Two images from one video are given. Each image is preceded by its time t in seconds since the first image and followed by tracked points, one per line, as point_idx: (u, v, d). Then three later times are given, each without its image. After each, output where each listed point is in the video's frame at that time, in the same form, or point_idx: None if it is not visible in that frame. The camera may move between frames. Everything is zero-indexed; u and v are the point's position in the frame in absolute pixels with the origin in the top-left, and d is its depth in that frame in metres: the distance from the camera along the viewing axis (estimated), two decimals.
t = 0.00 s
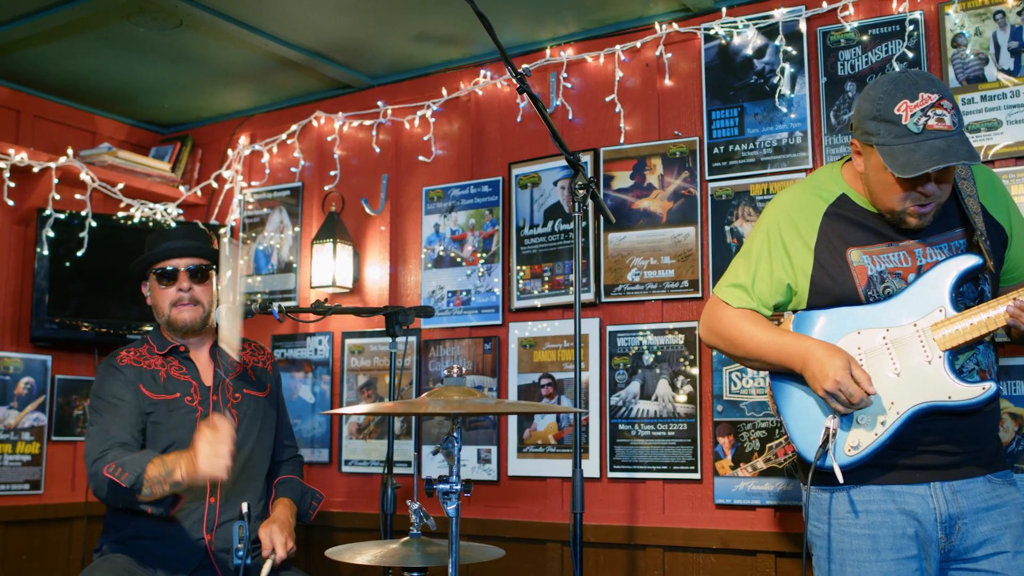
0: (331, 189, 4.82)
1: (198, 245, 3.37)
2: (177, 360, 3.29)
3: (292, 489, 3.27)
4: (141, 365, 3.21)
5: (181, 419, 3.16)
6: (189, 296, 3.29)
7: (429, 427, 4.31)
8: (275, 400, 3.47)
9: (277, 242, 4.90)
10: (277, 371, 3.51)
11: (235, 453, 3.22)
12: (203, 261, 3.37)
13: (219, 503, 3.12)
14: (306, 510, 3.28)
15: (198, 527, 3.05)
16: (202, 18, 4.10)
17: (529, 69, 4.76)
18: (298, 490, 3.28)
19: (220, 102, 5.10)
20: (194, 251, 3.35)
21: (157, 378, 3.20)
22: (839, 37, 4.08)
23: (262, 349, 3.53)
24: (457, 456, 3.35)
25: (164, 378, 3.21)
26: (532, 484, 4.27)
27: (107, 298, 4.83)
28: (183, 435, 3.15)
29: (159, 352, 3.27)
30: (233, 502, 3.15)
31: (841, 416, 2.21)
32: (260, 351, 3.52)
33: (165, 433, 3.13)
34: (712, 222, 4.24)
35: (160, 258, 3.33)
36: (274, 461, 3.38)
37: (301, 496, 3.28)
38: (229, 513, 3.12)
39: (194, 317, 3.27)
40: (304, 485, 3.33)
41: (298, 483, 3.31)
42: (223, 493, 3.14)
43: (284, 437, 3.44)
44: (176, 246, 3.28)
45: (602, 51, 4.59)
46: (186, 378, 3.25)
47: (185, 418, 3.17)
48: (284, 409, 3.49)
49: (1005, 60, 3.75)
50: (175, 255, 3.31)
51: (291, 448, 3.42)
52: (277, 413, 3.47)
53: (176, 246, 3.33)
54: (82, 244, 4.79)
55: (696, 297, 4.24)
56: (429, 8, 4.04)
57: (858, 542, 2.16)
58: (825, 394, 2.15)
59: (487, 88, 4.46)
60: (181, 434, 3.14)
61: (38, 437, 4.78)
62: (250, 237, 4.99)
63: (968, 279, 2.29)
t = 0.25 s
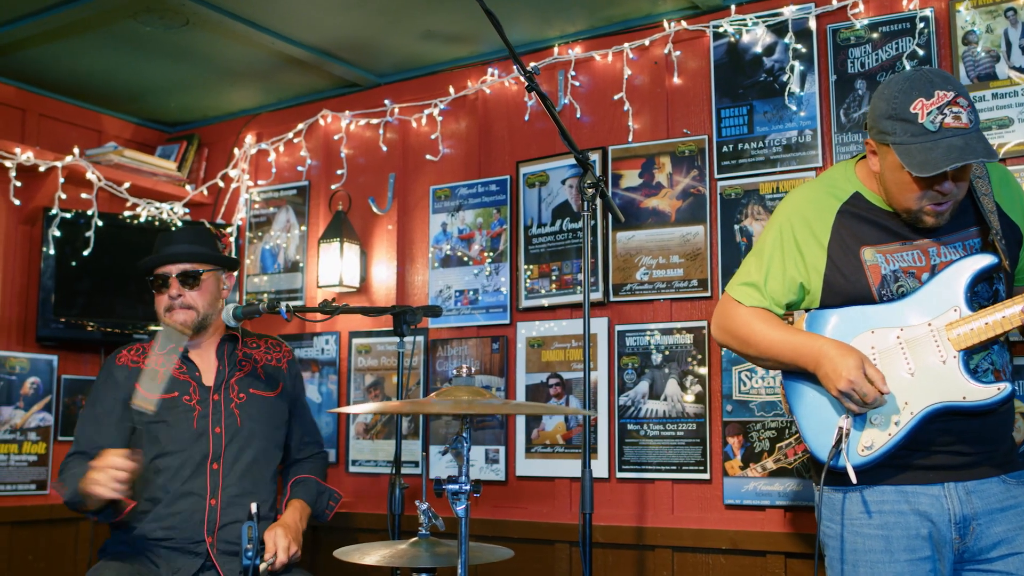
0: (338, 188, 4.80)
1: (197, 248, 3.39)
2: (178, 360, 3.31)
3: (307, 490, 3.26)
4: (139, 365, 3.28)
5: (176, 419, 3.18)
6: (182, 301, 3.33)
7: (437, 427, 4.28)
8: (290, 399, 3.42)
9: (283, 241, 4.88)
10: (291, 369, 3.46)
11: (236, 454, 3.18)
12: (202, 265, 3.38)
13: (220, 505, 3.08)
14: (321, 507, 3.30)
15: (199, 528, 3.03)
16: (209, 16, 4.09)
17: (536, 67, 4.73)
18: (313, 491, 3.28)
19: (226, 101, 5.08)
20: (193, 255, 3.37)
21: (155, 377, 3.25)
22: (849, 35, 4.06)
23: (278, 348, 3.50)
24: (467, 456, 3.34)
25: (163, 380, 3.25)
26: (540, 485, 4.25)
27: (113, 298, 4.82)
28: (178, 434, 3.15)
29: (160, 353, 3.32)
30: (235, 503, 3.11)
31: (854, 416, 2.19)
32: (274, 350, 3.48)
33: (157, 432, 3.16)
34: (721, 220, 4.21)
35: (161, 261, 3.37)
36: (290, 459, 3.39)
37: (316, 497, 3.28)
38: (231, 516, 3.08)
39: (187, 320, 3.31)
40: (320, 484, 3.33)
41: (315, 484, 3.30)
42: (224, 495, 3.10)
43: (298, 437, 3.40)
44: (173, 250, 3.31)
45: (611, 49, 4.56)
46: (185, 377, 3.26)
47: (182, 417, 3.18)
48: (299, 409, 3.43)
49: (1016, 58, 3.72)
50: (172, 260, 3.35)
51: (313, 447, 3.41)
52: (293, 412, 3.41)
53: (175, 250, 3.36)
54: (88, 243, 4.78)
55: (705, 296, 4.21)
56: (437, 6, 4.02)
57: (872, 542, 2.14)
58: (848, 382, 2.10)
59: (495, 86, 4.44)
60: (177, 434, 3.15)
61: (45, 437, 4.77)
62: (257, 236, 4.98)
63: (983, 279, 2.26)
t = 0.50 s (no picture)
0: (345, 186, 4.77)
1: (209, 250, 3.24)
2: (174, 357, 3.24)
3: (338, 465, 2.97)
4: (134, 368, 3.22)
5: (167, 419, 3.10)
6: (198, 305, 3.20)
7: (445, 427, 4.25)
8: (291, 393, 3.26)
9: (290, 240, 4.86)
10: (294, 362, 3.31)
11: (232, 454, 3.09)
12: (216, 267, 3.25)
13: (218, 506, 3.00)
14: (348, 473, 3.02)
15: (199, 531, 2.96)
16: (215, 14, 4.06)
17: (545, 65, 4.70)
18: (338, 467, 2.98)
19: (233, 99, 5.06)
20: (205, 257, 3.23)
21: (149, 379, 3.19)
22: (860, 32, 4.02)
23: (280, 341, 3.35)
24: (478, 457, 3.34)
25: (155, 381, 3.18)
26: (549, 485, 4.22)
27: (120, 297, 4.80)
28: (169, 435, 3.07)
29: (156, 353, 3.25)
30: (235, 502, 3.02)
31: (870, 416, 2.16)
32: (275, 343, 3.34)
33: (150, 432, 3.09)
34: (731, 219, 4.18)
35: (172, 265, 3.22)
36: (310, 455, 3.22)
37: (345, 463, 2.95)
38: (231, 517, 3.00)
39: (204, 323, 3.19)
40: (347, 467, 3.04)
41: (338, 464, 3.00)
42: (222, 496, 3.01)
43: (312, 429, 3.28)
44: (183, 254, 3.16)
45: (620, 46, 4.53)
46: (178, 377, 3.18)
47: (174, 418, 3.10)
48: (305, 400, 3.29)
49: None
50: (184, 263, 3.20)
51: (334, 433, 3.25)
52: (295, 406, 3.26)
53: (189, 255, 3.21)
54: (95, 242, 4.76)
55: (716, 295, 4.19)
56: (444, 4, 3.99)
57: (887, 543, 2.12)
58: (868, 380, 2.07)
59: (503, 84, 4.41)
60: (170, 435, 3.07)
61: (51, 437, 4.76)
62: (264, 235, 4.95)
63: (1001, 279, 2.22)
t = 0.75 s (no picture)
0: (352, 185, 4.74)
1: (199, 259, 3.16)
2: (181, 366, 3.22)
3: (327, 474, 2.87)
4: (143, 371, 3.21)
5: (173, 430, 3.10)
6: (194, 315, 3.14)
7: (453, 427, 4.22)
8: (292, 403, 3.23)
9: (297, 239, 4.83)
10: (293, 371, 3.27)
11: (236, 467, 3.09)
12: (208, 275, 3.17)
13: (224, 521, 3.01)
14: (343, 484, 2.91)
15: (207, 545, 2.97)
16: (222, 11, 4.03)
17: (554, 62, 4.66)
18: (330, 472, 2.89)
19: (239, 97, 5.02)
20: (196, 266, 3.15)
21: (156, 386, 3.17)
22: (872, 28, 3.99)
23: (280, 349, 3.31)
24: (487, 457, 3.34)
25: (163, 389, 3.17)
26: (558, 486, 4.18)
27: (125, 297, 4.77)
28: (176, 448, 3.08)
29: (164, 359, 3.24)
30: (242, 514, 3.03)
31: (885, 416, 2.10)
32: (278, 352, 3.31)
33: (156, 444, 3.09)
34: (742, 217, 4.15)
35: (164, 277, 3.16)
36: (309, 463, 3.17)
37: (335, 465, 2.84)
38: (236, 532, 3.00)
39: (202, 333, 3.14)
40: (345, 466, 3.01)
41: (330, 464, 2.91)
42: (227, 511, 3.02)
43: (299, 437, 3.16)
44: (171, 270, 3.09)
45: (629, 43, 4.49)
46: (185, 387, 3.17)
47: (180, 432, 3.10)
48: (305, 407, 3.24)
49: None
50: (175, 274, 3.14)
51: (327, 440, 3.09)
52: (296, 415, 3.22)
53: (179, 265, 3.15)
54: (100, 242, 4.73)
55: (727, 294, 4.15)
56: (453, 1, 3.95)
57: (902, 544, 2.08)
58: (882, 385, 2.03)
59: (512, 81, 4.37)
60: (177, 449, 3.08)
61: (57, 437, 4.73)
62: (270, 233, 4.92)
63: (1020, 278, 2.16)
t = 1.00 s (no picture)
0: (358, 183, 4.70)
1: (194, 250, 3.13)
2: (176, 358, 3.12)
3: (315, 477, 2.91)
4: (137, 364, 3.12)
5: (167, 425, 3.01)
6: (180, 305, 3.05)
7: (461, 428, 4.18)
8: (290, 396, 3.11)
9: (302, 238, 4.79)
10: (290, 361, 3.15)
11: (232, 461, 2.96)
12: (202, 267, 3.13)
13: (221, 518, 2.89)
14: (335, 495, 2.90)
15: (206, 543, 2.86)
16: (228, 8, 3.99)
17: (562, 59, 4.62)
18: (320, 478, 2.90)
19: (244, 94, 4.98)
20: (190, 257, 3.11)
21: (150, 380, 3.08)
22: (884, 24, 3.94)
23: (278, 340, 3.20)
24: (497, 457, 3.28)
25: (157, 382, 3.07)
26: (567, 487, 4.14)
27: (129, 297, 4.73)
28: (170, 443, 2.98)
29: (159, 351, 3.14)
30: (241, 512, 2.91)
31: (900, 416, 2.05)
32: (273, 341, 3.19)
33: (150, 440, 3.00)
34: (753, 216, 4.11)
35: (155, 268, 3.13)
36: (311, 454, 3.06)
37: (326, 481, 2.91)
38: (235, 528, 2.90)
39: (188, 324, 3.04)
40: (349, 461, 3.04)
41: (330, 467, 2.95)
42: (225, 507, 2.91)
43: (304, 429, 3.09)
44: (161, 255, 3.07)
45: (638, 39, 4.45)
46: (179, 380, 3.07)
47: (174, 425, 3.00)
48: (303, 400, 3.11)
49: None
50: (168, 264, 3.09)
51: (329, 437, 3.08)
52: (294, 409, 3.10)
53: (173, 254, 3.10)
54: (104, 240, 4.69)
55: (737, 293, 4.11)
56: None
57: (916, 547, 2.03)
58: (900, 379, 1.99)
59: (519, 78, 4.33)
60: (171, 443, 2.97)
61: (61, 438, 4.69)
62: (276, 232, 4.88)
63: None
